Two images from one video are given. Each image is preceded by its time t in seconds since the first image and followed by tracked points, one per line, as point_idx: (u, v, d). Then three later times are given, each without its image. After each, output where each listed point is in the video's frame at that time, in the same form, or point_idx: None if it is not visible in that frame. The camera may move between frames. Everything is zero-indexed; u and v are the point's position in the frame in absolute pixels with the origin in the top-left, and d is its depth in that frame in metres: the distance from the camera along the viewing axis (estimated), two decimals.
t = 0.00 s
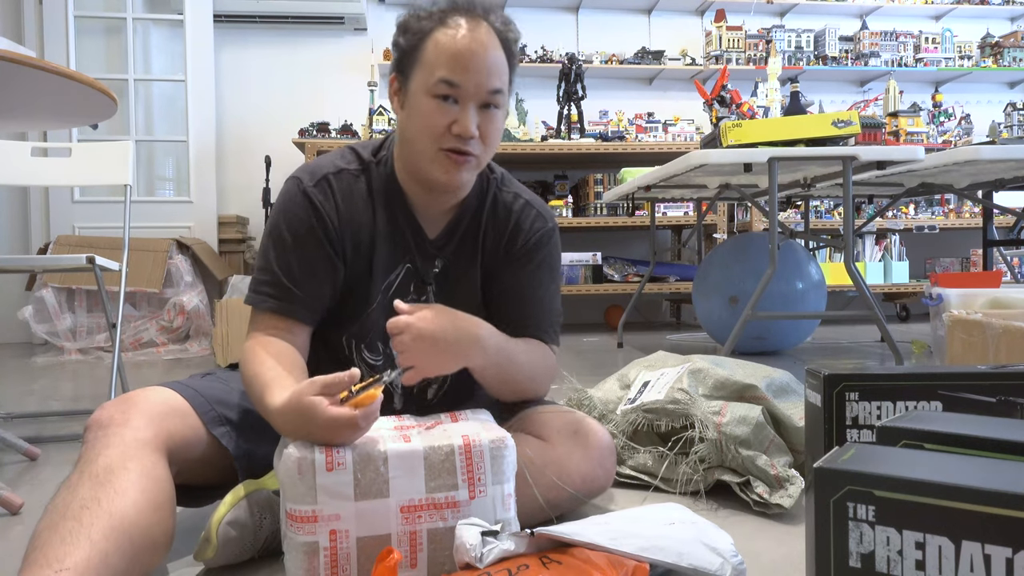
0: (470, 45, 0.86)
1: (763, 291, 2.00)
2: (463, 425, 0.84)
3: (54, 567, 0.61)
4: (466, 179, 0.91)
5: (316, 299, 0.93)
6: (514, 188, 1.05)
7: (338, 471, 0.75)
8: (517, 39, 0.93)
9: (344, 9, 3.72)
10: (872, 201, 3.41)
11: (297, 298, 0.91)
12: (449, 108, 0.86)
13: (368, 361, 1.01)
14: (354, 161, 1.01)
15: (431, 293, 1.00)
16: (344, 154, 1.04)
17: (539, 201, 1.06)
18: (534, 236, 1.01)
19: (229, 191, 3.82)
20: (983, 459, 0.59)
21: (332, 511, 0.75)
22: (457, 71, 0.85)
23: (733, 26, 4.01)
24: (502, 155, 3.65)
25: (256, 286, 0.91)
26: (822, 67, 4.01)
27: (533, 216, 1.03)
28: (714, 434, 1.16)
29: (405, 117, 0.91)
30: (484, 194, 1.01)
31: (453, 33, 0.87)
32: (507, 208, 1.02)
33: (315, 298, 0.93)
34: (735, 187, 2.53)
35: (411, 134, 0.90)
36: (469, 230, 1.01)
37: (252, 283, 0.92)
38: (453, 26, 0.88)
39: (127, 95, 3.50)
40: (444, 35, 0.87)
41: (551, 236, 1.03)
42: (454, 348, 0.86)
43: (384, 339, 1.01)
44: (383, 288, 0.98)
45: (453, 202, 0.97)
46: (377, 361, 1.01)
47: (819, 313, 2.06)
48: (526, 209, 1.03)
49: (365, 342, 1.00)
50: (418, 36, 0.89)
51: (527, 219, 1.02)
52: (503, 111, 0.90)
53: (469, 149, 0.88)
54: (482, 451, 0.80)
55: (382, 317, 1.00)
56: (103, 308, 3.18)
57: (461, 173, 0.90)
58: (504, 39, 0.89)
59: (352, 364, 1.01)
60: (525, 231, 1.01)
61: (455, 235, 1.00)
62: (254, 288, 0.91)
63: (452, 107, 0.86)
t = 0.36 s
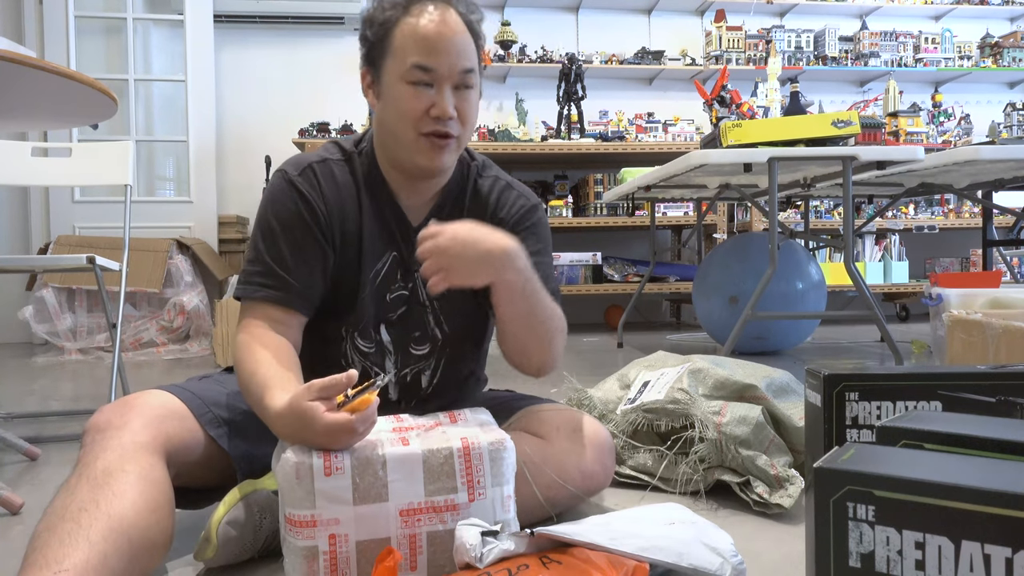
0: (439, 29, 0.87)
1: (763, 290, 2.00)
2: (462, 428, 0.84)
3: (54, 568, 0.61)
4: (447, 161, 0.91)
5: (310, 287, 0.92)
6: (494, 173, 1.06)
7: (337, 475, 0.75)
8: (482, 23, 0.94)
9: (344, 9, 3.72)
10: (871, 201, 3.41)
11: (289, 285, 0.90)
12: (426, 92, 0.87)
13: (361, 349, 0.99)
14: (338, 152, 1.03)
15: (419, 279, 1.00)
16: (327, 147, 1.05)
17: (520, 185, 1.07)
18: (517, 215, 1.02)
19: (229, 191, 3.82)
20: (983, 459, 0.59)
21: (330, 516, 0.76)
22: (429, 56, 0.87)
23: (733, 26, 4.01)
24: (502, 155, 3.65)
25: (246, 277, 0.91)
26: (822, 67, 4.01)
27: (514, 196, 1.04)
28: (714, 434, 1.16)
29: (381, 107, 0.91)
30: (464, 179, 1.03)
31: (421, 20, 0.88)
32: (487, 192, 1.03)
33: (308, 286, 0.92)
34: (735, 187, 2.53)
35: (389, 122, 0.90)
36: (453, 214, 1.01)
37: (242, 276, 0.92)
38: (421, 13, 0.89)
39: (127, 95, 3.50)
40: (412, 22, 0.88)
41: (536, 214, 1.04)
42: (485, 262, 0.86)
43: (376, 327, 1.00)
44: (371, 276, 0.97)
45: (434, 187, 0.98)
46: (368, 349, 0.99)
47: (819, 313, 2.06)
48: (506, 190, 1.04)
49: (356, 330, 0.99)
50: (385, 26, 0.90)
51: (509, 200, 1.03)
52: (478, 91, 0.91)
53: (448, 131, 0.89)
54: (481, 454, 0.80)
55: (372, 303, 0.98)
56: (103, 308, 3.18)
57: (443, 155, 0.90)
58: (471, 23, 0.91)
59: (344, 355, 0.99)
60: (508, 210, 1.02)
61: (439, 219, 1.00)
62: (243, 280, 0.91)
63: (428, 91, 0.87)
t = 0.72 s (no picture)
0: (465, 38, 0.88)
1: (763, 290, 2.00)
2: (463, 425, 0.85)
3: (55, 567, 0.62)
4: (456, 171, 0.91)
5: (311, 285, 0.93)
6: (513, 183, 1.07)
7: (338, 472, 0.76)
8: (516, 42, 0.95)
9: (345, 9, 3.72)
10: (871, 201, 3.42)
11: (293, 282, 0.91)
12: (443, 97, 0.87)
13: (364, 353, 0.99)
14: (354, 153, 1.04)
15: (427, 285, 1.00)
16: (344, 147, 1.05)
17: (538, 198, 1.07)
18: (531, 225, 1.03)
19: (229, 191, 3.82)
20: (982, 460, 0.60)
21: (332, 512, 0.76)
22: (451, 62, 0.87)
23: (733, 26, 4.01)
24: (502, 155, 3.65)
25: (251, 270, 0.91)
26: (821, 67, 4.01)
27: (528, 206, 1.05)
28: (714, 434, 1.16)
29: (400, 107, 0.91)
30: (480, 188, 1.04)
31: (450, 27, 0.89)
32: (503, 202, 1.04)
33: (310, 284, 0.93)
34: (735, 187, 2.53)
35: (405, 123, 0.91)
36: (466, 222, 1.02)
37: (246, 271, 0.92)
38: (452, 21, 0.90)
39: (127, 95, 3.50)
40: (441, 28, 0.89)
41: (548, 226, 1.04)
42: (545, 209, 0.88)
43: (380, 331, 1.00)
44: (379, 280, 0.98)
45: (446, 194, 0.98)
46: (372, 353, 1.00)
47: (819, 313, 2.06)
48: (521, 199, 1.05)
49: (361, 334, 0.99)
50: (416, 29, 0.91)
51: (524, 211, 1.04)
52: (497, 107, 0.90)
53: (460, 140, 0.88)
54: (482, 452, 0.81)
55: (377, 304, 0.99)
56: (103, 308, 3.18)
57: (451, 164, 0.90)
58: (503, 38, 0.91)
59: (347, 359, 1.00)
60: (523, 219, 1.03)
61: (450, 227, 1.01)
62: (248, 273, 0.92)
63: (445, 96, 0.87)
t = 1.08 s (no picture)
0: (464, 57, 0.86)
1: (763, 290, 2.00)
2: (463, 425, 0.85)
3: (55, 567, 0.62)
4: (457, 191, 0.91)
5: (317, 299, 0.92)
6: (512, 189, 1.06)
7: (339, 470, 0.76)
8: (515, 49, 0.93)
9: (344, 9, 3.72)
10: (871, 201, 3.41)
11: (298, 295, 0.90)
12: (441, 120, 0.86)
13: (365, 366, 1.00)
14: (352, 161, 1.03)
15: (429, 296, 1.00)
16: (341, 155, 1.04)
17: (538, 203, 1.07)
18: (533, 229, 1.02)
19: (229, 191, 3.82)
20: (982, 460, 0.60)
21: (332, 511, 0.76)
22: (450, 84, 0.85)
23: (733, 26, 4.01)
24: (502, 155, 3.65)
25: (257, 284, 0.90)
26: (821, 67, 4.01)
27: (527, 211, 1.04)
28: (714, 434, 1.16)
29: (399, 125, 0.91)
30: (481, 197, 1.03)
31: (448, 43, 0.87)
32: (503, 209, 1.03)
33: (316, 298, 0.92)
34: (735, 187, 2.53)
35: (404, 142, 0.90)
36: (468, 232, 1.02)
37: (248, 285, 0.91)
38: (450, 35, 0.88)
39: (127, 95, 3.50)
40: (438, 46, 0.87)
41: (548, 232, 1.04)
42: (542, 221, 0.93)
43: (381, 343, 1.00)
44: (381, 292, 0.98)
45: (449, 208, 0.98)
46: (373, 366, 1.00)
47: (819, 313, 2.06)
48: (521, 204, 1.05)
49: (363, 347, 0.99)
50: (413, 44, 0.89)
51: (524, 216, 1.04)
52: (497, 125, 0.89)
53: (459, 162, 0.88)
54: (482, 451, 0.81)
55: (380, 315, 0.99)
56: (104, 308, 3.18)
57: (451, 186, 0.90)
58: (501, 49, 0.89)
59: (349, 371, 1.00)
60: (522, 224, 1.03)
61: (451, 237, 1.01)
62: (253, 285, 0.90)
63: (443, 119, 0.86)
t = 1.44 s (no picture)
0: (463, 67, 0.84)
1: (763, 291, 2.00)
2: (464, 426, 0.84)
3: (54, 567, 0.61)
4: (458, 203, 0.91)
5: (322, 313, 0.91)
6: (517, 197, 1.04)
7: (339, 470, 0.75)
8: (517, 55, 0.92)
9: (344, 9, 3.72)
10: (871, 202, 3.41)
11: (301, 310, 0.89)
12: (441, 133, 0.86)
13: (366, 375, 1.01)
14: (354, 170, 1.00)
15: (431, 307, 0.99)
16: (343, 162, 1.02)
17: (544, 213, 1.05)
18: (538, 245, 1.01)
19: (229, 191, 3.82)
20: (982, 460, 0.59)
21: (332, 511, 0.76)
22: (450, 97, 0.85)
23: (733, 26, 4.01)
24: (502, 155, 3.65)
25: (258, 298, 0.89)
26: (822, 67, 4.01)
27: (532, 222, 1.02)
28: (714, 434, 1.17)
29: (399, 137, 0.91)
30: (485, 207, 1.01)
31: (448, 52, 0.85)
32: (507, 218, 1.01)
33: (320, 313, 0.91)
34: (736, 187, 2.53)
35: (404, 155, 0.90)
36: (472, 242, 1.00)
37: (252, 296, 0.89)
38: (450, 45, 0.86)
39: (127, 95, 3.50)
40: (438, 55, 0.85)
41: (553, 242, 1.03)
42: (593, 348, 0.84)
43: (381, 353, 1.00)
44: (382, 302, 0.97)
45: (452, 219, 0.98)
46: (373, 375, 1.01)
47: (819, 313, 2.06)
48: (527, 218, 1.02)
49: (364, 357, 1.00)
50: (413, 53, 0.88)
51: (528, 226, 1.02)
52: (498, 136, 0.89)
53: (460, 174, 0.88)
54: (482, 451, 0.80)
55: (382, 326, 0.99)
56: (103, 308, 3.18)
57: (452, 198, 0.90)
58: (503, 57, 0.88)
59: (351, 378, 1.02)
60: (528, 237, 1.01)
61: (455, 247, 0.99)
62: (255, 300, 0.89)
63: (444, 132, 0.86)
